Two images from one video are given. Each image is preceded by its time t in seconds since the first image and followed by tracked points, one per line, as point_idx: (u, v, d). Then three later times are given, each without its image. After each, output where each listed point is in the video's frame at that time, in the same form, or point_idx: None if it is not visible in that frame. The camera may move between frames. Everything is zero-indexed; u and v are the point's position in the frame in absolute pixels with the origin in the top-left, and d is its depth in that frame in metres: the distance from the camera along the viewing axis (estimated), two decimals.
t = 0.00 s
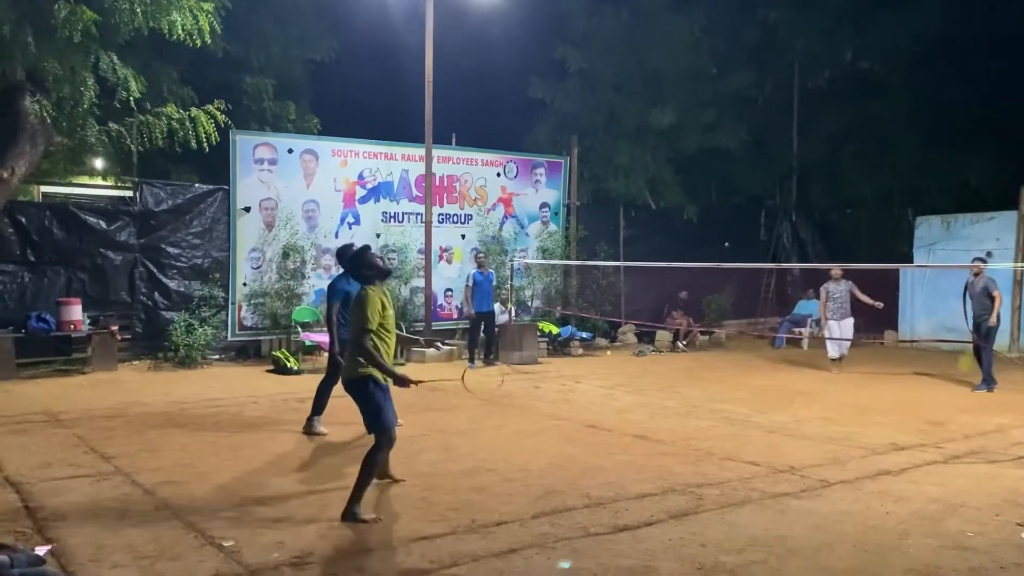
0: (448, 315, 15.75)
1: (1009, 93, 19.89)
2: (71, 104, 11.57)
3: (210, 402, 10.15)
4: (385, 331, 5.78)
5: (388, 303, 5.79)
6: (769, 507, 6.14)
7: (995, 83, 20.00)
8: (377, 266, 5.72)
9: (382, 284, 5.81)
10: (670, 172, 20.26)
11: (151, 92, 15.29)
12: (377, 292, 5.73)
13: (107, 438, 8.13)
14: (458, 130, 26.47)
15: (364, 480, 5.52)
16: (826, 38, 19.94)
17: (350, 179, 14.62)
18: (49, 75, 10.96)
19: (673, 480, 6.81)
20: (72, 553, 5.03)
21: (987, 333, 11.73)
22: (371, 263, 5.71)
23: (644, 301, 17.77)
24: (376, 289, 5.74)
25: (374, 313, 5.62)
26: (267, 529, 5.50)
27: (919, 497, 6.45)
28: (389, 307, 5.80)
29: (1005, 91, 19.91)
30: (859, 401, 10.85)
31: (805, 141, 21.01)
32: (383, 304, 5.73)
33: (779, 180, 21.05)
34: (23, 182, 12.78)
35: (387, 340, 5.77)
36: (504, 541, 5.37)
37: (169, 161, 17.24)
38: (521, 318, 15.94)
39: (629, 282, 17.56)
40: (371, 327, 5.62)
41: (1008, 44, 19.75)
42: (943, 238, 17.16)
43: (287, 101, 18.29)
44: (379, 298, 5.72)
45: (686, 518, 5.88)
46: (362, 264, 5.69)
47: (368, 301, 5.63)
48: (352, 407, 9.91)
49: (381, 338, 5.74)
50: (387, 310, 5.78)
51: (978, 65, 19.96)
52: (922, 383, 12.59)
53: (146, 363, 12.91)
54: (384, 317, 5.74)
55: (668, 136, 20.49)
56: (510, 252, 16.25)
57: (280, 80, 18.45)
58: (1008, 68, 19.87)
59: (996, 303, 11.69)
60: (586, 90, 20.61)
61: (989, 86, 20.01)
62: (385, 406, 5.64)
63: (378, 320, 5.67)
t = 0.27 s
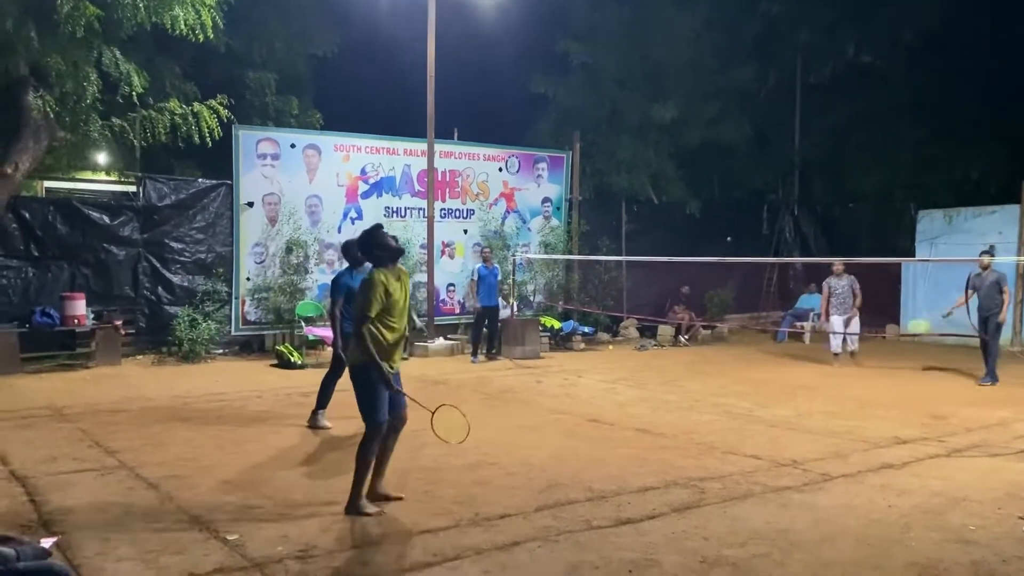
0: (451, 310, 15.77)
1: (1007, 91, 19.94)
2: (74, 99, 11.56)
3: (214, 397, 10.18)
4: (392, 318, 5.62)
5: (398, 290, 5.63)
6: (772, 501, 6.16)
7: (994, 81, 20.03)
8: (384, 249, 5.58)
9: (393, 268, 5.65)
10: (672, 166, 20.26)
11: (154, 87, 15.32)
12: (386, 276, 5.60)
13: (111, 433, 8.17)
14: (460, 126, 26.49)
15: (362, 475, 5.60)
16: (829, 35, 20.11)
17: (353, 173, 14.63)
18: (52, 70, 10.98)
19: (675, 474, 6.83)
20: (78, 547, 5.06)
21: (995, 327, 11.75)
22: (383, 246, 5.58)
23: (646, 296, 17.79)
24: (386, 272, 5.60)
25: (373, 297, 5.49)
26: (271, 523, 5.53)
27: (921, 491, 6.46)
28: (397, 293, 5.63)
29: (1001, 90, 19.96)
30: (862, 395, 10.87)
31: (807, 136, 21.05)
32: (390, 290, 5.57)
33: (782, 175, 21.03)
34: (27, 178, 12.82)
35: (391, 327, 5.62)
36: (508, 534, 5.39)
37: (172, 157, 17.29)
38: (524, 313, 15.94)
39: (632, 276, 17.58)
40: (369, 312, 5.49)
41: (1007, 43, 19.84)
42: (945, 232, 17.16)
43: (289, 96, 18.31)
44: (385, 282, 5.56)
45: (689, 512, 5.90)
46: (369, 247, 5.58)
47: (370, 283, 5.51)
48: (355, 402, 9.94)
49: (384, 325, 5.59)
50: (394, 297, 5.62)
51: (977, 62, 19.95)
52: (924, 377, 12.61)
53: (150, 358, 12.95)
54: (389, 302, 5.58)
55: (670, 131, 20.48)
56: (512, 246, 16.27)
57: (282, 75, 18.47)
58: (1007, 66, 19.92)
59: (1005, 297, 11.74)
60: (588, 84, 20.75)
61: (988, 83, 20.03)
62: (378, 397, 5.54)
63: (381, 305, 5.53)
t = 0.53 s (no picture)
0: (453, 303, 15.76)
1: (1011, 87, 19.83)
2: (76, 93, 11.62)
3: (217, 390, 10.18)
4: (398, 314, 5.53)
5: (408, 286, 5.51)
6: (775, 494, 6.15)
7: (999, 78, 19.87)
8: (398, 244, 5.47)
9: (407, 266, 5.53)
10: (675, 160, 20.21)
11: (156, 81, 15.29)
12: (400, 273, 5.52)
13: (114, 426, 8.17)
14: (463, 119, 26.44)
15: (374, 466, 5.63)
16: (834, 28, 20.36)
17: (355, 167, 14.61)
18: (54, 64, 10.95)
19: (678, 467, 6.82)
20: (81, 540, 5.06)
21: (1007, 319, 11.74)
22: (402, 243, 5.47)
23: (649, 290, 17.77)
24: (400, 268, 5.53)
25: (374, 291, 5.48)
26: (274, 516, 5.53)
27: (925, 484, 6.45)
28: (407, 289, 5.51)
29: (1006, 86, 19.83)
30: (865, 388, 10.85)
31: (812, 126, 20.89)
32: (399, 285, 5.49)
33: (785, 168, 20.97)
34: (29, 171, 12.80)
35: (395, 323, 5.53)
36: (510, 527, 5.38)
37: (175, 151, 17.28)
38: (527, 307, 15.91)
39: (635, 270, 17.55)
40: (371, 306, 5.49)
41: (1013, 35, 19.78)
42: (950, 225, 17.11)
43: (291, 89, 18.28)
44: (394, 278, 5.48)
45: (692, 505, 5.89)
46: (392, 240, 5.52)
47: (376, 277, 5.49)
48: (357, 396, 9.93)
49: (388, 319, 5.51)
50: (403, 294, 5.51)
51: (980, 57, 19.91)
52: (928, 370, 12.59)
53: (153, 352, 12.96)
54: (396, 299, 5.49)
55: (673, 124, 20.41)
56: (515, 240, 16.24)
57: (284, 69, 18.44)
58: (1011, 61, 19.86)
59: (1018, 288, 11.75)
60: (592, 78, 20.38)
61: (990, 79, 19.95)
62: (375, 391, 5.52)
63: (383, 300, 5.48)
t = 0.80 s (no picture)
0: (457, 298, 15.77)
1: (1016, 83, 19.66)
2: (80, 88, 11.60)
3: (222, 385, 10.20)
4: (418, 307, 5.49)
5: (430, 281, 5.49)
6: (779, 489, 6.15)
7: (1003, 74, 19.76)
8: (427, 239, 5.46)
9: (434, 262, 5.50)
10: (679, 154, 20.19)
11: (159, 75, 15.30)
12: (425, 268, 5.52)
13: (119, 421, 8.19)
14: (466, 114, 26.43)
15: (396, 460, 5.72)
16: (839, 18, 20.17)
17: (358, 162, 14.61)
18: (58, 59, 10.93)
19: (682, 462, 6.83)
20: (86, 534, 5.08)
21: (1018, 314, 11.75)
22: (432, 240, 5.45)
23: (653, 284, 17.75)
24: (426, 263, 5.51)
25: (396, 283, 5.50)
26: (279, 511, 5.54)
27: (928, 479, 6.45)
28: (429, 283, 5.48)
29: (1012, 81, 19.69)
30: (870, 383, 10.84)
31: (816, 120, 20.83)
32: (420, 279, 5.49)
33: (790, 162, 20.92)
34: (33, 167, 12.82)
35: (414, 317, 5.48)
36: (514, 522, 5.40)
37: (178, 146, 17.30)
38: (530, 301, 15.90)
39: (638, 265, 17.53)
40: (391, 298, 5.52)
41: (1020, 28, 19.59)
42: (954, 219, 17.08)
43: (295, 84, 18.28)
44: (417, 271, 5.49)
45: (696, 500, 5.89)
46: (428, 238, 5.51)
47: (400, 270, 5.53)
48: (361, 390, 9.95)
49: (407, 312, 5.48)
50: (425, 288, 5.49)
51: (985, 53, 19.74)
52: (932, 365, 12.57)
53: (158, 347, 12.98)
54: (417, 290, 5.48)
55: (677, 118, 20.37)
56: (519, 235, 16.24)
57: (287, 63, 18.44)
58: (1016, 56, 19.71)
59: None
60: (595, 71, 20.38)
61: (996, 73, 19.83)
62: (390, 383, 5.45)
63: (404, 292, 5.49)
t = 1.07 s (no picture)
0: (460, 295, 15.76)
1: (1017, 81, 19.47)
2: (83, 86, 11.54)
3: (226, 382, 10.23)
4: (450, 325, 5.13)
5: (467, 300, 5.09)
6: (783, 485, 6.15)
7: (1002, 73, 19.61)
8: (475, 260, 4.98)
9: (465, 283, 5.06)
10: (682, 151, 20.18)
11: (163, 72, 15.32)
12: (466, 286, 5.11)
13: (124, 417, 8.22)
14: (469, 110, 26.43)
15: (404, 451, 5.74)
16: (842, 13, 20.07)
17: (362, 159, 14.62)
18: (62, 56, 10.90)
19: (685, 458, 6.83)
20: (93, 530, 5.10)
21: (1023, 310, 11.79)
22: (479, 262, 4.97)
23: (656, 281, 17.75)
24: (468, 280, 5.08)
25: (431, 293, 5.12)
26: (284, 507, 5.56)
27: (933, 475, 6.45)
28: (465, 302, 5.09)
29: (1012, 81, 19.51)
30: (874, 379, 10.84)
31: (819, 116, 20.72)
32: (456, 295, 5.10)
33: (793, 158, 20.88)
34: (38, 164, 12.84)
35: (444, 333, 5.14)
36: (519, 518, 5.41)
37: (182, 143, 17.32)
38: (534, 298, 15.90)
39: (642, 261, 17.52)
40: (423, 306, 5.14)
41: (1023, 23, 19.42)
42: (958, 215, 17.08)
43: (298, 81, 18.30)
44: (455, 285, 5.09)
45: (700, 496, 5.90)
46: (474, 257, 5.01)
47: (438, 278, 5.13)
48: (365, 387, 9.96)
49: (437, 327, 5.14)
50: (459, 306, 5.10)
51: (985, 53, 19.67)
52: (937, 361, 12.56)
53: (162, 343, 13.01)
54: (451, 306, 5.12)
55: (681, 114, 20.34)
56: (522, 232, 16.23)
57: (291, 60, 18.45)
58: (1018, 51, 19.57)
59: None
60: (598, 68, 20.48)
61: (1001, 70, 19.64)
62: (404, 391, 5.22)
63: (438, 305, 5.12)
